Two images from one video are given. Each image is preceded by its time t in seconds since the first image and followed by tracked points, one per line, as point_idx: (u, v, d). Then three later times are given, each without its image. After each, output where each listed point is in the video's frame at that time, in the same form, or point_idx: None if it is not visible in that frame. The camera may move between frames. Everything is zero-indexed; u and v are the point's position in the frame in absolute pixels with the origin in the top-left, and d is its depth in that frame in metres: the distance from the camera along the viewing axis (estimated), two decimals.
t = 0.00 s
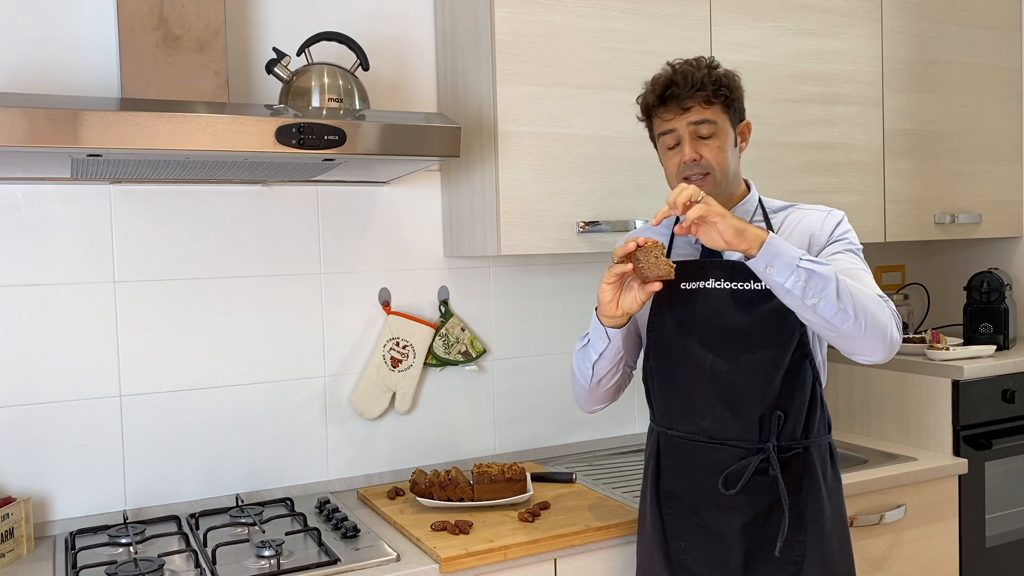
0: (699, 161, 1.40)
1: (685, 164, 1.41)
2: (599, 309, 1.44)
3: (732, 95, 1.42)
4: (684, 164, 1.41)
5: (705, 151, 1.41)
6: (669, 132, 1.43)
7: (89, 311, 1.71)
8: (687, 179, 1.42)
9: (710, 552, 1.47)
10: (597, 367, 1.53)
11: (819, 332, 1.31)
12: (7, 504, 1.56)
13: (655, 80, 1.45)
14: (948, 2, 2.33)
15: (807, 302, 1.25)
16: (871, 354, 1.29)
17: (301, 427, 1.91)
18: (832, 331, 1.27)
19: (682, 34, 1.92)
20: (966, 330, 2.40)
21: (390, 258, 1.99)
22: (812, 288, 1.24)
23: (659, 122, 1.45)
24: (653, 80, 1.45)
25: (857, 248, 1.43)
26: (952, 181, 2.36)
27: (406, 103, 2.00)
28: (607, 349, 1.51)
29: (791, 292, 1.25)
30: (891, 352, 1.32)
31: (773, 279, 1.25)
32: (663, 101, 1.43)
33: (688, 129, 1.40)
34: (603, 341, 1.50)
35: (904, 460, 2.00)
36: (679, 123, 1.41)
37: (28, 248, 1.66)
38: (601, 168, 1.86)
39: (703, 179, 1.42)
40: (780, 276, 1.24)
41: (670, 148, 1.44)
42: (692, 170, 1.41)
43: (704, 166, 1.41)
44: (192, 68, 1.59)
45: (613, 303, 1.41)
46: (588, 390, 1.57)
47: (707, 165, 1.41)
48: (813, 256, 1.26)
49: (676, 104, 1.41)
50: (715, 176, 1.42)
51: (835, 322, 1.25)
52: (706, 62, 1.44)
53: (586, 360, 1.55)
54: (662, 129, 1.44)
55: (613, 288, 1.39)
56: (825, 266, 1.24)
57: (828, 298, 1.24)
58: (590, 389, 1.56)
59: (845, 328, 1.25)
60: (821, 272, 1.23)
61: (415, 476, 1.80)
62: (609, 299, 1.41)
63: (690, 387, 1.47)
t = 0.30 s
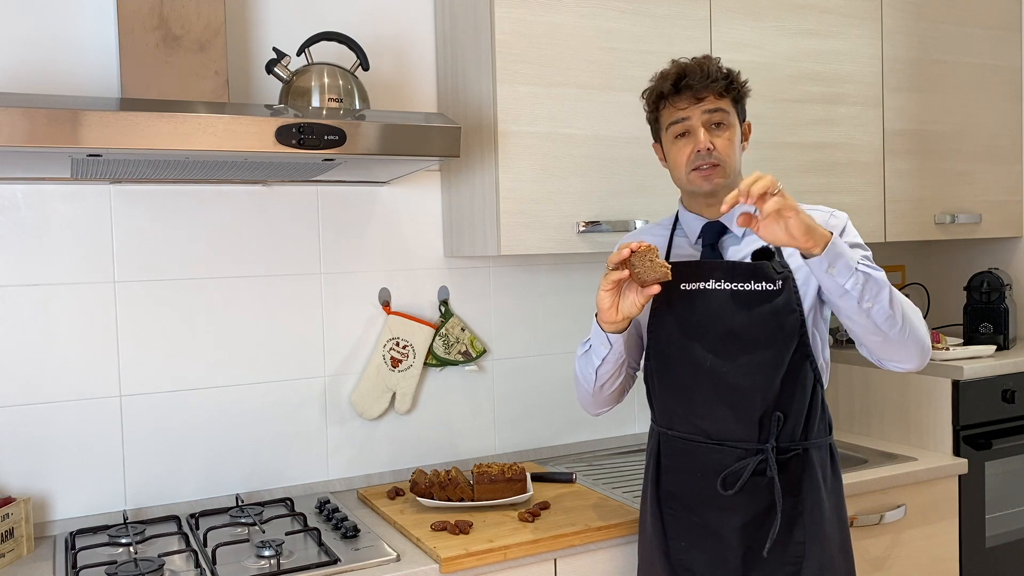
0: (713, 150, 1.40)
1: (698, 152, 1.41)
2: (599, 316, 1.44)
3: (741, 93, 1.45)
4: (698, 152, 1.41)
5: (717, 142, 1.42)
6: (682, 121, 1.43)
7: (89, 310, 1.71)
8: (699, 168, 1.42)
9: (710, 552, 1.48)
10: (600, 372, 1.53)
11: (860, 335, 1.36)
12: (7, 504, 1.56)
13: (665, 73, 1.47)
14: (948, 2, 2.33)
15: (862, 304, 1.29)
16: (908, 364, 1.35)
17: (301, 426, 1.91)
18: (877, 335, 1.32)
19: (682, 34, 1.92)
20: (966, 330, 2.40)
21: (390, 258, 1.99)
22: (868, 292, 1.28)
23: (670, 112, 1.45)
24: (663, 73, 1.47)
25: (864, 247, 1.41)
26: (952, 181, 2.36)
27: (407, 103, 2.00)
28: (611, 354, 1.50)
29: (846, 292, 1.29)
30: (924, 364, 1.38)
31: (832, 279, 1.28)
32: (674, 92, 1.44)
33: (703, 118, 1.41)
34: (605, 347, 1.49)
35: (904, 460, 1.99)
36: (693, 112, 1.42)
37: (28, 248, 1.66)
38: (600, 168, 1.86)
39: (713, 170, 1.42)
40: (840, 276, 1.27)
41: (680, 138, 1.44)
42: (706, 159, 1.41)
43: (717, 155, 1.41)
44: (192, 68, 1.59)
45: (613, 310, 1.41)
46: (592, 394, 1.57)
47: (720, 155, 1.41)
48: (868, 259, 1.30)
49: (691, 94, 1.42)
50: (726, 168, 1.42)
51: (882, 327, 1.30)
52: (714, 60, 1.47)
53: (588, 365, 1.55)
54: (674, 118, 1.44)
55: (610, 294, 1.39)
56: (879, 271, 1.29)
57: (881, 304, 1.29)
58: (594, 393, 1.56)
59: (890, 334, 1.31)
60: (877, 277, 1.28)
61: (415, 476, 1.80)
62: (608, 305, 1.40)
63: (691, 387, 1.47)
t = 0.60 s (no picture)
0: (720, 148, 1.40)
1: (706, 149, 1.41)
2: (605, 315, 1.43)
3: (749, 93, 1.45)
4: (706, 149, 1.40)
5: (725, 140, 1.42)
6: (690, 119, 1.43)
7: (89, 311, 1.71)
8: (705, 166, 1.42)
9: (712, 552, 1.48)
10: (605, 372, 1.53)
11: (856, 329, 1.36)
12: (7, 504, 1.56)
13: (674, 70, 1.47)
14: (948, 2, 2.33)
15: (857, 297, 1.29)
16: (906, 358, 1.35)
17: (301, 426, 1.91)
18: (874, 328, 1.32)
19: (682, 34, 1.92)
20: (966, 331, 2.40)
21: (390, 258, 1.99)
22: (862, 285, 1.28)
23: (678, 109, 1.45)
24: (673, 71, 1.47)
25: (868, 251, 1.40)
26: (952, 181, 2.36)
27: (407, 104, 2.00)
28: (616, 354, 1.50)
29: (840, 285, 1.29)
30: (923, 360, 1.37)
31: (826, 271, 1.28)
32: (683, 90, 1.44)
33: (711, 117, 1.41)
34: (610, 347, 1.49)
35: (904, 460, 1.99)
36: (701, 110, 1.42)
37: (28, 247, 1.66)
38: (600, 168, 1.86)
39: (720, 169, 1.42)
40: (834, 268, 1.27)
41: (688, 136, 1.44)
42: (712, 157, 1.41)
43: (725, 153, 1.41)
44: (193, 68, 1.59)
45: (620, 309, 1.41)
46: (596, 394, 1.57)
47: (727, 154, 1.41)
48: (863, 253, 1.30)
49: (699, 92, 1.42)
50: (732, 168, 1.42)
51: (878, 320, 1.30)
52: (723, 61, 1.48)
53: (592, 365, 1.55)
54: (682, 116, 1.44)
55: (618, 294, 1.39)
56: (874, 265, 1.29)
57: (877, 296, 1.29)
58: (598, 393, 1.56)
59: (886, 327, 1.31)
60: (872, 269, 1.28)
61: (415, 476, 1.80)
62: (615, 304, 1.40)
63: (693, 386, 1.47)
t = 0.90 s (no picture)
0: (720, 151, 1.40)
1: (705, 152, 1.41)
2: (604, 318, 1.44)
3: (747, 94, 1.45)
4: (705, 152, 1.41)
5: (725, 143, 1.42)
6: (689, 122, 1.43)
7: (90, 311, 1.71)
8: (705, 168, 1.42)
9: (713, 552, 1.48)
10: (605, 374, 1.53)
11: (860, 322, 1.36)
12: (7, 504, 1.56)
13: (672, 71, 1.46)
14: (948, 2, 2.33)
15: (866, 287, 1.29)
16: (908, 352, 1.34)
17: (301, 427, 1.91)
18: (881, 319, 1.32)
19: (682, 34, 1.93)
20: (966, 331, 2.40)
21: (390, 258, 1.99)
22: (872, 274, 1.29)
23: (677, 112, 1.45)
24: (671, 73, 1.46)
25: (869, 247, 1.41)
26: (952, 181, 2.36)
27: (407, 104, 2.00)
28: (616, 355, 1.50)
29: (850, 272, 1.29)
30: (924, 355, 1.38)
31: (837, 258, 1.28)
32: (681, 92, 1.44)
33: (710, 119, 1.41)
34: (610, 349, 1.49)
35: (904, 460, 1.99)
36: (700, 113, 1.42)
37: (28, 247, 1.66)
38: (601, 168, 1.86)
39: (719, 172, 1.42)
40: (845, 255, 1.27)
41: (687, 138, 1.44)
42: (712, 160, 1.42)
43: (724, 156, 1.41)
44: (193, 68, 1.59)
45: (619, 311, 1.41)
46: (597, 395, 1.57)
47: (727, 157, 1.41)
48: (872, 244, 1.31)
49: (697, 94, 1.42)
50: (732, 170, 1.43)
51: (886, 311, 1.30)
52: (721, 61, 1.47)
53: (593, 368, 1.55)
54: (681, 118, 1.44)
55: (615, 296, 1.39)
56: (884, 256, 1.30)
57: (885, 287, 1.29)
58: (599, 394, 1.56)
59: (893, 317, 1.31)
60: (881, 259, 1.28)
61: (415, 476, 1.80)
62: (613, 307, 1.41)
63: (693, 386, 1.47)
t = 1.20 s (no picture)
0: (717, 151, 1.40)
1: (703, 152, 1.41)
2: (603, 323, 1.44)
3: (746, 93, 1.45)
4: (704, 151, 1.41)
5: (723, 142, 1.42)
6: (687, 121, 1.43)
7: (90, 311, 1.71)
8: (703, 167, 1.42)
9: (711, 551, 1.48)
10: (607, 377, 1.53)
11: (862, 328, 1.35)
12: (7, 504, 1.56)
13: (671, 70, 1.46)
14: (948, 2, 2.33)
15: (867, 296, 1.28)
16: (909, 356, 1.35)
17: (301, 427, 1.91)
18: (883, 327, 1.31)
19: (682, 34, 1.93)
20: (967, 331, 2.40)
21: (390, 258, 1.99)
22: (874, 283, 1.28)
23: (675, 111, 1.45)
24: (670, 71, 1.46)
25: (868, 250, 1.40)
26: (952, 181, 2.36)
27: (407, 103, 2.00)
28: (617, 358, 1.50)
29: (852, 282, 1.28)
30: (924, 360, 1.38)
31: (840, 269, 1.27)
32: (680, 91, 1.44)
33: (708, 118, 1.41)
34: (610, 352, 1.49)
35: (904, 460, 1.99)
36: (698, 112, 1.42)
37: (28, 248, 1.66)
38: (600, 168, 1.86)
39: (717, 171, 1.43)
40: (848, 266, 1.26)
41: (685, 138, 1.44)
42: (710, 159, 1.42)
43: (722, 155, 1.41)
44: (193, 68, 1.59)
45: (619, 315, 1.41)
46: (598, 397, 1.57)
47: (724, 156, 1.41)
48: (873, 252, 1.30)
49: (696, 94, 1.42)
50: (730, 169, 1.43)
51: (888, 319, 1.30)
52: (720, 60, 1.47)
53: (593, 371, 1.55)
54: (680, 117, 1.44)
55: (615, 299, 1.39)
56: (884, 264, 1.29)
57: (886, 295, 1.28)
58: (601, 397, 1.56)
59: (895, 325, 1.30)
60: (882, 268, 1.28)
61: (415, 475, 1.80)
62: (613, 310, 1.41)
63: (691, 387, 1.47)
